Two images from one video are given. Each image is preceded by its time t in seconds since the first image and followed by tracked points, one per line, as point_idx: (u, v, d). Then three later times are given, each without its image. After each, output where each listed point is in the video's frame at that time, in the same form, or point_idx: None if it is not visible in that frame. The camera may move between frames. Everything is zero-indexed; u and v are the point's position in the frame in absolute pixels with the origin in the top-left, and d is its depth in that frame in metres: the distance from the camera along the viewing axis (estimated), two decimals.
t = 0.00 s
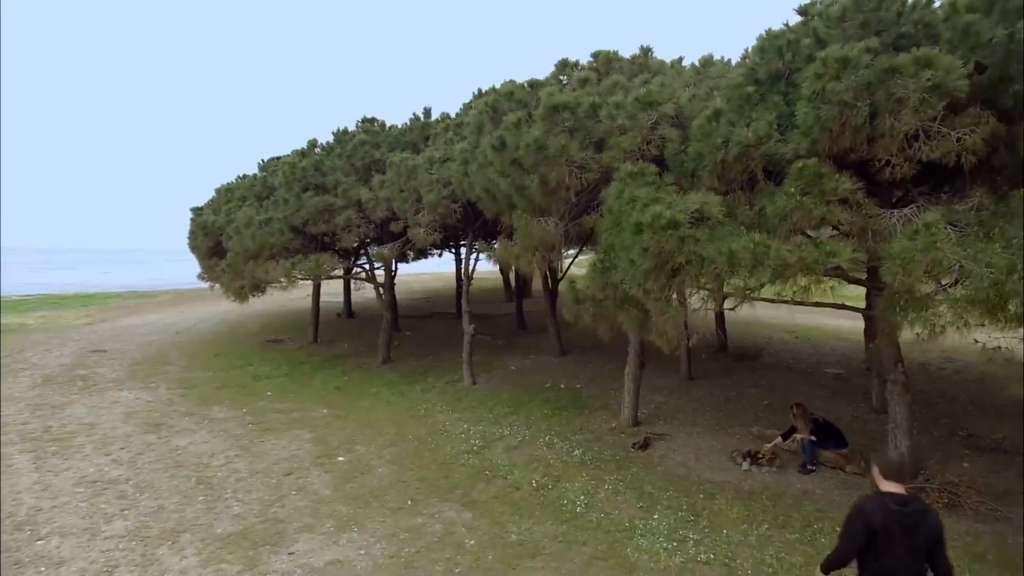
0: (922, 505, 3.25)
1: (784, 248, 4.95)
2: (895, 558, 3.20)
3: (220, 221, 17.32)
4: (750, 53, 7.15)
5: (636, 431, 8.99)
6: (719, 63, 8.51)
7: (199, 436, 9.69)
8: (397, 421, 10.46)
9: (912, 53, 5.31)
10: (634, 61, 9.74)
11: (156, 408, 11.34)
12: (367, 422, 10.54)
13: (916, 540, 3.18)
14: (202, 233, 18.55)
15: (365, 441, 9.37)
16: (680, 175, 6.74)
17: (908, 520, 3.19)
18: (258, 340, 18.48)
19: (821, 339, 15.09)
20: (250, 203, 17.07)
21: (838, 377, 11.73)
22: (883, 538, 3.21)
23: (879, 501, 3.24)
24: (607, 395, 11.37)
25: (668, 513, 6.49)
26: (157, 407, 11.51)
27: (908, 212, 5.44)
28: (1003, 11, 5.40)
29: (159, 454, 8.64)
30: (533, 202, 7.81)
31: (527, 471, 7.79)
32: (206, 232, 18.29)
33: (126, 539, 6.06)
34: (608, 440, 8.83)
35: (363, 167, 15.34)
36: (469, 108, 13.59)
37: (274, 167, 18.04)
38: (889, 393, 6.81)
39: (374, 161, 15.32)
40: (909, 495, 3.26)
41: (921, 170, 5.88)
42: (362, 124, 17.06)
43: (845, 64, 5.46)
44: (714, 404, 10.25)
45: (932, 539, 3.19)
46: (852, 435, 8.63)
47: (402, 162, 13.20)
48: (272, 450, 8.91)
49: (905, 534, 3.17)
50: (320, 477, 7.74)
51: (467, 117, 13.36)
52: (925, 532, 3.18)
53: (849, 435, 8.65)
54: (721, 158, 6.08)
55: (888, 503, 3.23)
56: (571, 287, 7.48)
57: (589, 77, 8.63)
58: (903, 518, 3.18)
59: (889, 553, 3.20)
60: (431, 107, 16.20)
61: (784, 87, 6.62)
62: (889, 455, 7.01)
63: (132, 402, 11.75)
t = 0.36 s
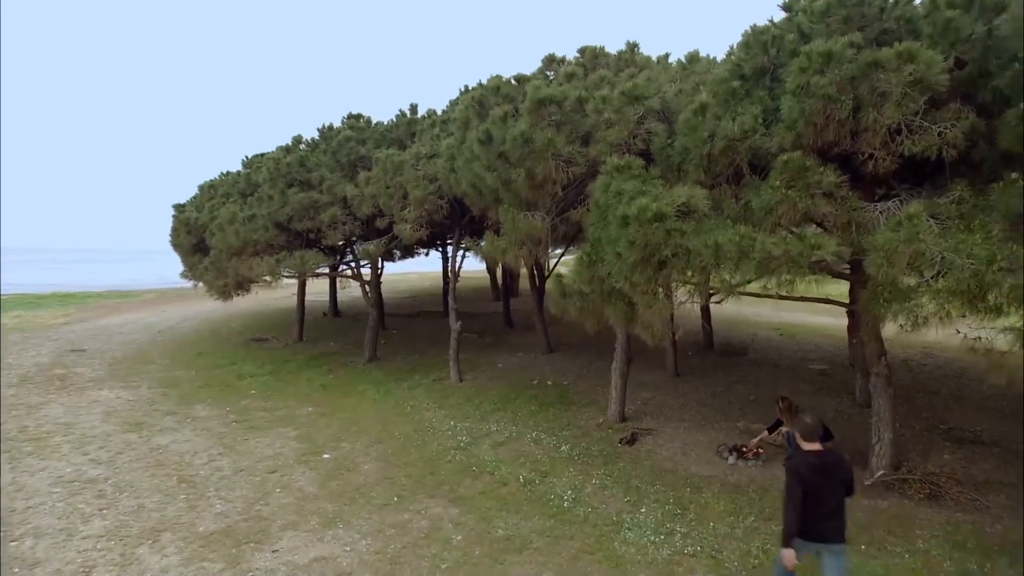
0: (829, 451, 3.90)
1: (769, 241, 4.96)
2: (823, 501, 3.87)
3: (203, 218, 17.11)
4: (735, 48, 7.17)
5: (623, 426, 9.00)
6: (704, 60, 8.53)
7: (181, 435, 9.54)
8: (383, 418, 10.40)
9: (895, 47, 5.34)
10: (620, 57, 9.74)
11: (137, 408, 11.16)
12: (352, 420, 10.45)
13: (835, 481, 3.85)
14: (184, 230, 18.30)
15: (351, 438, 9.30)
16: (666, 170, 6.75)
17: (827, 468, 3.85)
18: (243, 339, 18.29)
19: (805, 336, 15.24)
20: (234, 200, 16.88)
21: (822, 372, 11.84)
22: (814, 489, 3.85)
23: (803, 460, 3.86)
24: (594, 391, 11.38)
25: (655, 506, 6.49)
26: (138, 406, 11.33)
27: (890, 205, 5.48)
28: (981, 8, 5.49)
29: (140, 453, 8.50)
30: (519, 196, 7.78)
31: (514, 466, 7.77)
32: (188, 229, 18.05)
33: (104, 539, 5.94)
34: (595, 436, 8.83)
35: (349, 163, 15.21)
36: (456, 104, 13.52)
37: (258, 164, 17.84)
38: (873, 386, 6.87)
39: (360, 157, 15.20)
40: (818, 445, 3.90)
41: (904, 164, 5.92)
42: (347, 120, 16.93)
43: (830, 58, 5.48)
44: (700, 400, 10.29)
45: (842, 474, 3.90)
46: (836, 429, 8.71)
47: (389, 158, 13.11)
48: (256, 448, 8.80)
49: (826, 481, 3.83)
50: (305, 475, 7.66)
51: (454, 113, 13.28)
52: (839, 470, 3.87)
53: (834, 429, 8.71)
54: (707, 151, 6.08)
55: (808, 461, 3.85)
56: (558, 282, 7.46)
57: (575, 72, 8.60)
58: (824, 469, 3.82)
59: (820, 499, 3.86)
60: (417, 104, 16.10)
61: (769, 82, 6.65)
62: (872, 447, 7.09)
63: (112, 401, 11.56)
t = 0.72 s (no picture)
0: (776, 412, 4.76)
1: (753, 232, 4.97)
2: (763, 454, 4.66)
3: (183, 215, 16.84)
4: (719, 44, 7.19)
5: (609, 422, 9.00)
6: (689, 56, 8.54)
7: (159, 434, 9.37)
8: (367, 416, 10.31)
9: (875, 43, 5.41)
10: (605, 53, 9.73)
11: (115, 407, 10.95)
12: (335, 418, 10.34)
13: (778, 436, 4.66)
14: (164, 227, 18.01)
15: (334, 436, 9.19)
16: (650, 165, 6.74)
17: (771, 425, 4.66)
18: (224, 338, 18.05)
19: (788, 333, 15.38)
20: (215, 196, 16.64)
21: (805, 368, 11.95)
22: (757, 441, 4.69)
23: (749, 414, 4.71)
24: (579, 388, 11.38)
25: (640, 500, 6.49)
26: (116, 405, 11.11)
27: (871, 199, 5.51)
28: (956, 5, 5.67)
29: (117, 452, 8.34)
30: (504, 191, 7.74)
31: (500, 462, 7.74)
32: (168, 225, 17.75)
33: (79, 539, 5.81)
34: (580, 431, 8.82)
35: (332, 159, 15.06)
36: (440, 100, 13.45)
37: (239, 160, 17.61)
38: (854, 380, 6.93)
39: (344, 153, 15.07)
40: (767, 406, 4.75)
41: (883, 160, 5.98)
42: (331, 116, 16.77)
43: (812, 52, 5.52)
44: (685, 395, 10.33)
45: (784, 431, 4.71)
46: (818, 423, 8.78)
47: (373, 153, 12.99)
48: (237, 447, 8.67)
49: (769, 436, 4.65)
50: (287, 473, 7.55)
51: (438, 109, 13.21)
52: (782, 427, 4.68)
53: (817, 423, 8.78)
54: (691, 145, 6.08)
55: (754, 416, 4.71)
56: (543, 277, 7.43)
57: (560, 67, 8.57)
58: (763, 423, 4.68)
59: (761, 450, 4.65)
60: (401, 100, 15.99)
61: (752, 77, 6.67)
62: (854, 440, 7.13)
63: (89, 401, 11.33)
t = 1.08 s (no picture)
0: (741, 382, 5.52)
1: (741, 224, 4.98)
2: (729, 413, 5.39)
3: (167, 212, 16.63)
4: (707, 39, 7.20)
5: (598, 418, 8.99)
6: (676, 51, 8.54)
7: (142, 432, 9.23)
8: (354, 413, 10.23)
9: (861, 37, 5.44)
10: (594, 48, 9.72)
11: (97, 406, 10.78)
12: (321, 415, 10.25)
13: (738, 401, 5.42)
14: (147, 224, 17.76)
15: (321, 433, 9.11)
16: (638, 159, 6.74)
17: (738, 389, 5.45)
18: (210, 337, 17.85)
19: (775, 330, 15.48)
20: (200, 193, 16.44)
21: (792, 364, 12.03)
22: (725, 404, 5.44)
23: (716, 378, 5.52)
24: (568, 384, 11.38)
25: (629, 494, 6.48)
26: (98, 403, 10.94)
27: (857, 193, 5.54)
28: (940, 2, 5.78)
29: (99, 451, 8.20)
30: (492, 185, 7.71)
31: (489, 457, 7.71)
32: (151, 222, 17.51)
33: (59, 538, 5.69)
34: (569, 427, 8.81)
35: (319, 155, 14.94)
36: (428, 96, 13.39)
37: (224, 156, 17.42)
38: (840, 373, 6.95)
39: (331, 149, 14.96)
40: (733, 376, 5.60)
41: (869, 154, 6.00)
42: (318, 112, 16.64)
43: (799, 46, 5.53)
44: (673, 391, 10.35)
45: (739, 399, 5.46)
46: (805, 417, 8.82)
47: (360, 149, 12.87)
48: (222, 444, 8.56)
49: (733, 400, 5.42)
50: (273, 470, 7.46)
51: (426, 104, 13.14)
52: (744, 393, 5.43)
53: (804, 417, 8.82)
54: (679, 138, 6.07)
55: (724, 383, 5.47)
56: (531, 272, 7.40)
57: (548, 61, 8.54)
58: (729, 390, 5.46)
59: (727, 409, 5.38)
60: (389, 96, 15.90)
61: (740, 72, 6.69)
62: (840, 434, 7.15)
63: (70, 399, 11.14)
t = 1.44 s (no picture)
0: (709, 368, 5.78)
1: (739, 216, 4.96)
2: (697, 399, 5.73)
3: (161, 209, 16.53)
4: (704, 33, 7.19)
5: (595, 414, 8.97)
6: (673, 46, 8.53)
7: (135, 429, 9.17)
8: (350, 410, 10.19)
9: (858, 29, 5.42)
10: (591, 44, 9.70)
11: (90, 403, 10.70)
12: (317, 412, 10.21)
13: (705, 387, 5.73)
14: (141, 221, 17.66)
15: (317, 430, 9.07)
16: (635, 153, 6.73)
17: (702, 373, 5.72)
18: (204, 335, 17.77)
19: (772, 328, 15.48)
20: (194, 190, 16.36)
21: (788, 361, 12.04)
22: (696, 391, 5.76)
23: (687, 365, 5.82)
24: (565, 381, 11.36)
25: (627, 489, 6.47)
26: (92, 400, 10.87)
27: (854, 185, 5.53)
28: None
29: (93, 447, 8.14)
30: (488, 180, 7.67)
31: (485, 453, 7.69)
32: (145, 219, 17.41)
33: (52, 532, 5.65)
34: (566, 423, 8.79)
35: (314, 152, 14.89)
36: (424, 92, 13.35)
37: (219, 153, 17.33)
38: (836, 368, 6.94)
39: (326, 146, 14.90)
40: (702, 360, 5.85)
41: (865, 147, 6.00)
42: (314, 109, 16.57)
43: (796, 38, 5.52)
44: (669, 387, 10.34)
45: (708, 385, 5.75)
46: (802, 413, 8.82)
47: (356, 145, 12.79)
48: (217, 441, 8.52)
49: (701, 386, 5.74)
50: (269, 467, 7.42)
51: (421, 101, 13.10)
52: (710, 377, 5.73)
53: (800, 412, 8.82)
54: (676, 131, 6.06)
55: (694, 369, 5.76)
56: (527, 267, 7.37)
57: (545, 56, 8.52)
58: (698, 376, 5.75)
59: (694, 397, 5.72)
60: (385, 93, 15.85)
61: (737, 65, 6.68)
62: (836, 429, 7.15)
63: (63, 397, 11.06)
